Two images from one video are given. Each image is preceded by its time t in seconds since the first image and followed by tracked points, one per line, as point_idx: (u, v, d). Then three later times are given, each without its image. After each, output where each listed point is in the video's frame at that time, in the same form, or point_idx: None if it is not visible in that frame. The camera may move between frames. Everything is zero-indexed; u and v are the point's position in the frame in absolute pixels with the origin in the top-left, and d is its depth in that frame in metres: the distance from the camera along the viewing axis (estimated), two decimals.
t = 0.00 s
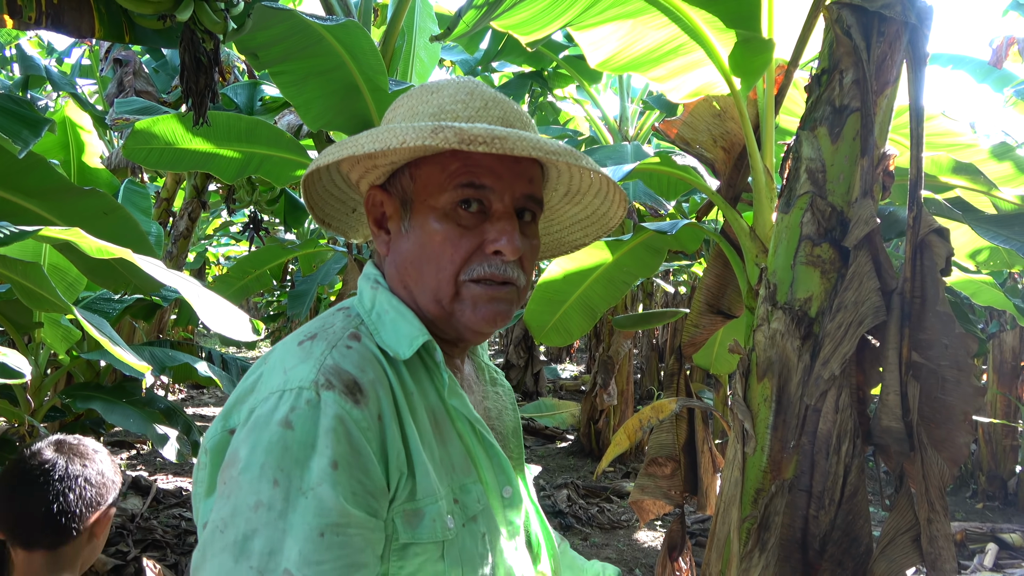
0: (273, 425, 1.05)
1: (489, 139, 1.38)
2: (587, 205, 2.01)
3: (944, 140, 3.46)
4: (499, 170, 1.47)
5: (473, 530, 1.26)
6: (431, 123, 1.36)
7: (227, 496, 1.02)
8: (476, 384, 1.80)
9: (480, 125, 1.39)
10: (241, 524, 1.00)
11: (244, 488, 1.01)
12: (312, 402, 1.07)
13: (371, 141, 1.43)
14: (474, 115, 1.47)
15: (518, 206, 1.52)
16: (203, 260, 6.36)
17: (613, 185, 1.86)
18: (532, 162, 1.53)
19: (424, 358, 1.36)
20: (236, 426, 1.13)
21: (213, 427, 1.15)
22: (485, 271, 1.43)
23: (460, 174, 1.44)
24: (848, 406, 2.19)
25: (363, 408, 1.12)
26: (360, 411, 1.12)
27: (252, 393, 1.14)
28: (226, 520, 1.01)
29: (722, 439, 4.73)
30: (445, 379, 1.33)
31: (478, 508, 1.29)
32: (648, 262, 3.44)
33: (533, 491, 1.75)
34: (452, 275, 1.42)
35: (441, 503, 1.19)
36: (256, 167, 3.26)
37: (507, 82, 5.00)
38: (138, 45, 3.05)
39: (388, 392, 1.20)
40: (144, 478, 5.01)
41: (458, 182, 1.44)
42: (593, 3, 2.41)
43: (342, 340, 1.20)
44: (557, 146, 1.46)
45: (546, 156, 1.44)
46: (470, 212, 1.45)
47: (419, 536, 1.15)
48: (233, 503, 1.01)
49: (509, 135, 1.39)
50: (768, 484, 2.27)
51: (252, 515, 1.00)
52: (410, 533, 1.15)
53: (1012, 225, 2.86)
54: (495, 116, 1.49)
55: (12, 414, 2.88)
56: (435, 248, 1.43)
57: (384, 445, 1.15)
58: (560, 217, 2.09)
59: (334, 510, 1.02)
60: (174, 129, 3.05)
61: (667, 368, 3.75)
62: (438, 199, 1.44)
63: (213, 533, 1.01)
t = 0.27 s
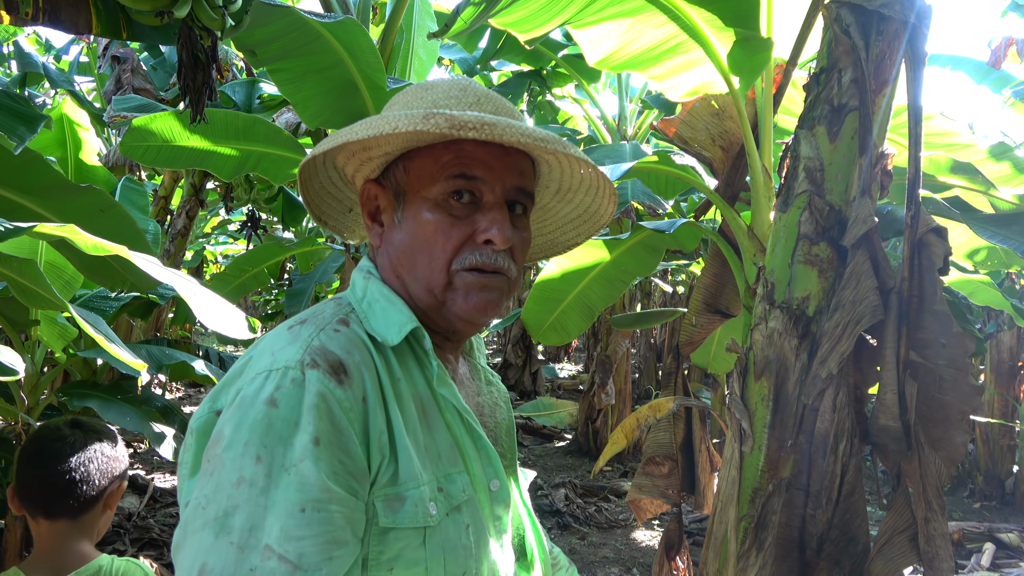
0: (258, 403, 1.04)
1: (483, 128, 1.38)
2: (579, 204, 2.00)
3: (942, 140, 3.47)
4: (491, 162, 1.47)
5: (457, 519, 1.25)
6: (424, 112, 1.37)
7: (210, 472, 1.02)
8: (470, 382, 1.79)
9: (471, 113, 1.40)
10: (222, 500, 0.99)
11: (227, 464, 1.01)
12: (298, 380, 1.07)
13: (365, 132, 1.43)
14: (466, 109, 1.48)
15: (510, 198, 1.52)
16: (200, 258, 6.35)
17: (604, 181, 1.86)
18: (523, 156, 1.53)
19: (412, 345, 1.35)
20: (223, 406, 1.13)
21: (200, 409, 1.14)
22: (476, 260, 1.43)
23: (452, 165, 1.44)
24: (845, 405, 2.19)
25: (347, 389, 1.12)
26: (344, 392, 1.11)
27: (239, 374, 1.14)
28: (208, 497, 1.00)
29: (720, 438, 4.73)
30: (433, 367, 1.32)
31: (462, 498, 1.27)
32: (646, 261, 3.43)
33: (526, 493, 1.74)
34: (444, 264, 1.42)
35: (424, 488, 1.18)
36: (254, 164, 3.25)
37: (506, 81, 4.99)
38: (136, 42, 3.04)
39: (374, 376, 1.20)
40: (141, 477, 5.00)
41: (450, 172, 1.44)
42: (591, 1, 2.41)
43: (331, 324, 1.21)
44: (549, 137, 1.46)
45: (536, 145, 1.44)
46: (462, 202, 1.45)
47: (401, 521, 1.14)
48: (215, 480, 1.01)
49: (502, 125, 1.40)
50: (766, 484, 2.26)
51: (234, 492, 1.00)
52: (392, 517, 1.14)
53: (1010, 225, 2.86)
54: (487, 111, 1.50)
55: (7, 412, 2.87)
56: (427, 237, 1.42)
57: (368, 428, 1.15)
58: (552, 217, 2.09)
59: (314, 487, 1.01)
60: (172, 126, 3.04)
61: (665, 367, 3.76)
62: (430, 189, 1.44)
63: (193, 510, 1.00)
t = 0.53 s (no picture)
0: (243, 419, 1.04)
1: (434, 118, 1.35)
2: (547, 174, 1.98)
3: (938, 137, 3.47)
4: (450, 151, 1.44)
5: (451, 521, 1.24)
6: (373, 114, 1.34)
7: (201, 491, 1.02)
8: (458, 379, 1.77)
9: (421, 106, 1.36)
10: (215, 520, 0.99)
11: (217, 483, 1.00)
12: (282, 393, 1.06)
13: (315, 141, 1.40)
14: (415, 100, 1.44)
15: (476, 183, 1.50)
16: (198, 260, 6.34)
17: (568, 151, 1.83)
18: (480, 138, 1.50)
19: (397, 347, 1.33)
20: (207, 422, 1.12)
21: (185, 425, 1.13)
22: (450, 253, 1.42)
23: (410, 161, 1.41)
24: (843, 403, 2.18)
25: (332, 398, 1.11)
26: (330, 401, 1.10)
27: (222, 389, 1.13)
28: (200, 518, 1.00)
29: (719, 437, 4.73)
30: (420, 368, 1.31)
31: (455, 499, 1.27)
32: (643, 260, 3.43)
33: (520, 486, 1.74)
34: (419, 262, 1.41)
35: (415, 493, 1.17)
36: (250, 166, 3.24)
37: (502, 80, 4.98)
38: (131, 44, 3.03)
39: (359, 382, 1.18)
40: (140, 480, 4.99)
41: (409, 169, 1.41)
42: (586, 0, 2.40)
43: (312, 332, 1.19)
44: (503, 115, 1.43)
45: (493, 128, 1.41)
46: (427, 197, 1.43)
47: (393, 528, 1.14)
48: (206, 500, 1.01)
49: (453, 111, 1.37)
50: (764, 482, 2.26)
51: (226, 510, 1.00)
52: (384, 525, 1.13)
53: (1007, 222, 2.86)
54: (435, 97, 1.47)
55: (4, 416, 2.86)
56: (398, 238, 1.41)
57: (356, 436, 1.14)
58: (522, 188, 2.06)
59: (306, 501, 1.01)
60: (168, 128, 3.03)
61: (664, 366, 3.76)
62: (392, 189, 1.42)
63: (187, 531, 1.01)
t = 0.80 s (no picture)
0: (234, 414, 1.03)
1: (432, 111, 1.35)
2: (539, 178, 1.98)
3: (940, 142, 3.47)
4: (444, 146, 1.44)
5: (438, 519, 1.24)
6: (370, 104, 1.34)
7: (191, 488, 1.01)
8: (449, 377, 1.76)
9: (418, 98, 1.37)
10: (205, 516, 0.99)
11: (207, 479, 1.00)
12: (273, 388, 1.06)
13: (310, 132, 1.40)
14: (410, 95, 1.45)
15: (469, 180, 1.50)
16: (197, 255, 6.33)
17: (560, 151, 1.83)
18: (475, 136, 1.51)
19: (386, 345, 1.33)
20: (196, 417, 1.11)
21: (172, 419, 1.12)
22: (443, 249, 1.42)
23: (405, 155, 1.41)
24: (842, 407, 2.18)
25: (323, 395, 1.11)
26: (320, 398, 1.10)
27: (210, 383, 1.12)
28: (190, 514, 1.00)
29: (716, 440, 4.73)
30: (409, 366, 1.31)
31: (442, 497, 1.27)
32: (643, 262, 3.43)
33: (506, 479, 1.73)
34: (411, 257, 1.40)
35: (404, 491, 1.17)
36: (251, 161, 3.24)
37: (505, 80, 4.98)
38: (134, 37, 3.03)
39: (348, 379, 1.18)
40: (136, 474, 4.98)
41: (403, 164, 1.41)
42: None
43: (301, 328, 1.19)
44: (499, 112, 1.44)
45: (489, 123, 1.42)
46: (421, 192, 1.43)
47: (382, 525, 1.14)
48: (196, 495, 1.00)
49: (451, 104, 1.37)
50: (761, 485, 2.25)
51: (216, 506, 0.99)
52: (374, 522, 1.13)
53: (1007, 228, 2.86)
54: (431, 93, 1.47)
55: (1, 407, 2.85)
56: (390, 232, 1.41)
57: (346, 433, 1.14)
58: (511, 193, 2.06)
59: (298, 497, 1.01)
60: (170, 122, 3.03)
61: (662, 367, 3.76)
62: (386, 183, 1.42)
63: (176, 527, 1.00)
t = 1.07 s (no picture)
0: (205, 427, 1.02)
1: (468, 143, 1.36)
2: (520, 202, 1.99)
3: (938, 138, 3.47)
4: (464, 171, 1.43)
5: (419, 527, 1.25)
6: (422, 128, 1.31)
7: (160, 500, 1.01)
8: (427, 378, 1.77)
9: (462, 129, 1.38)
10: (174, 529, 0.99)
11: (176, 492, 1.00)
12: (246, 402, 1.04)
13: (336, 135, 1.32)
14: (435, 114, 1.43)
15: (479, 205, 1.49)
16: (197, 257, 6.33)
17: (554, 185, 1.87)
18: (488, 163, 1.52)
19: (366, 354, 1.32)
20: (168, 426, 1.11)
21: (147, 428, 1.12)
22: (450, 271, 1.41)
23: (428, 175, 1.38)
24: (842, 405, 2.18)
25: (299, 407, 1.10)
26: (296, 410, 1.09)
27: (184, 393, 1.12)
28: (159, 527, 1.00)
29: (717, 438, 4.73)
30: (388, 375, 1.29)
31: (423, 505, 1.27)
32: (642, 260, 3.43)
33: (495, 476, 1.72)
34: (416, 274, 1.38)
35: (382, 500, 1.17)
36: (250, 163, 3.24)
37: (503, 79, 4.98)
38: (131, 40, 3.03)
39: (326, 389, 1.17)
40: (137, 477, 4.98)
41: (425, 182, 1.38)
42: None
43: (279, 338, 1.17)
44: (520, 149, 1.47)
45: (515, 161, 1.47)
46: (436, 211, 1.40)
47: (358, 535, 1.14)
48: (165, 508, 1.00)
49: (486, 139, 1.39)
50: (762, 483, 2.25)
51: (185, 520, 0.99)
52: (350, 531, 1.13)
53: (1006, 223, 2.86)
54: (454, 116, 1.46)
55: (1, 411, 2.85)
56: (400, 247, 1.36)
57: (325, 444, 1.13)
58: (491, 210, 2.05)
59: (267, 512, 1.00)
60: (167, 125, 3.03)
61: (662, 366, 3.75)
62: (403, 197, 1.37)
63: (146, 538, 1.00)
